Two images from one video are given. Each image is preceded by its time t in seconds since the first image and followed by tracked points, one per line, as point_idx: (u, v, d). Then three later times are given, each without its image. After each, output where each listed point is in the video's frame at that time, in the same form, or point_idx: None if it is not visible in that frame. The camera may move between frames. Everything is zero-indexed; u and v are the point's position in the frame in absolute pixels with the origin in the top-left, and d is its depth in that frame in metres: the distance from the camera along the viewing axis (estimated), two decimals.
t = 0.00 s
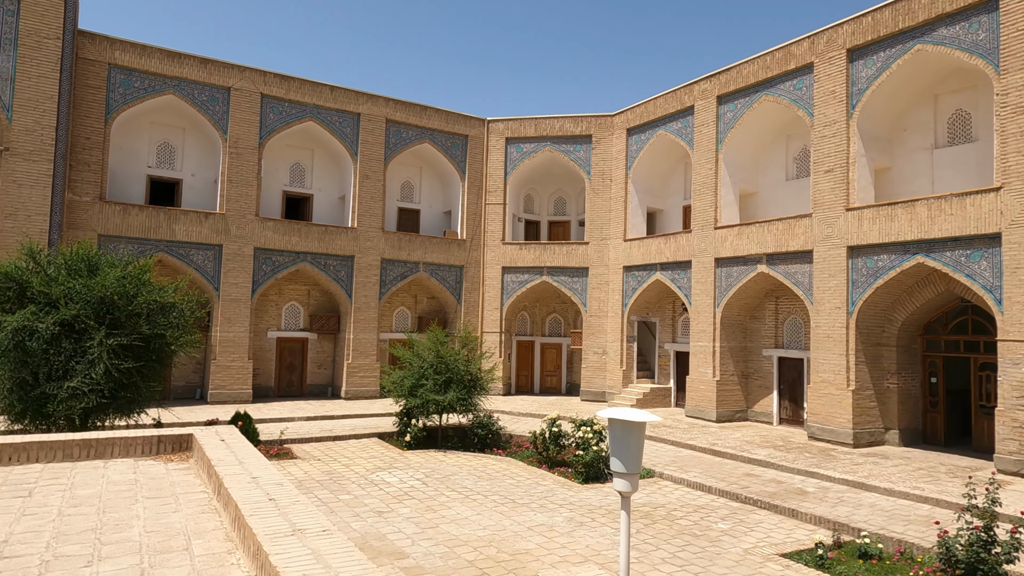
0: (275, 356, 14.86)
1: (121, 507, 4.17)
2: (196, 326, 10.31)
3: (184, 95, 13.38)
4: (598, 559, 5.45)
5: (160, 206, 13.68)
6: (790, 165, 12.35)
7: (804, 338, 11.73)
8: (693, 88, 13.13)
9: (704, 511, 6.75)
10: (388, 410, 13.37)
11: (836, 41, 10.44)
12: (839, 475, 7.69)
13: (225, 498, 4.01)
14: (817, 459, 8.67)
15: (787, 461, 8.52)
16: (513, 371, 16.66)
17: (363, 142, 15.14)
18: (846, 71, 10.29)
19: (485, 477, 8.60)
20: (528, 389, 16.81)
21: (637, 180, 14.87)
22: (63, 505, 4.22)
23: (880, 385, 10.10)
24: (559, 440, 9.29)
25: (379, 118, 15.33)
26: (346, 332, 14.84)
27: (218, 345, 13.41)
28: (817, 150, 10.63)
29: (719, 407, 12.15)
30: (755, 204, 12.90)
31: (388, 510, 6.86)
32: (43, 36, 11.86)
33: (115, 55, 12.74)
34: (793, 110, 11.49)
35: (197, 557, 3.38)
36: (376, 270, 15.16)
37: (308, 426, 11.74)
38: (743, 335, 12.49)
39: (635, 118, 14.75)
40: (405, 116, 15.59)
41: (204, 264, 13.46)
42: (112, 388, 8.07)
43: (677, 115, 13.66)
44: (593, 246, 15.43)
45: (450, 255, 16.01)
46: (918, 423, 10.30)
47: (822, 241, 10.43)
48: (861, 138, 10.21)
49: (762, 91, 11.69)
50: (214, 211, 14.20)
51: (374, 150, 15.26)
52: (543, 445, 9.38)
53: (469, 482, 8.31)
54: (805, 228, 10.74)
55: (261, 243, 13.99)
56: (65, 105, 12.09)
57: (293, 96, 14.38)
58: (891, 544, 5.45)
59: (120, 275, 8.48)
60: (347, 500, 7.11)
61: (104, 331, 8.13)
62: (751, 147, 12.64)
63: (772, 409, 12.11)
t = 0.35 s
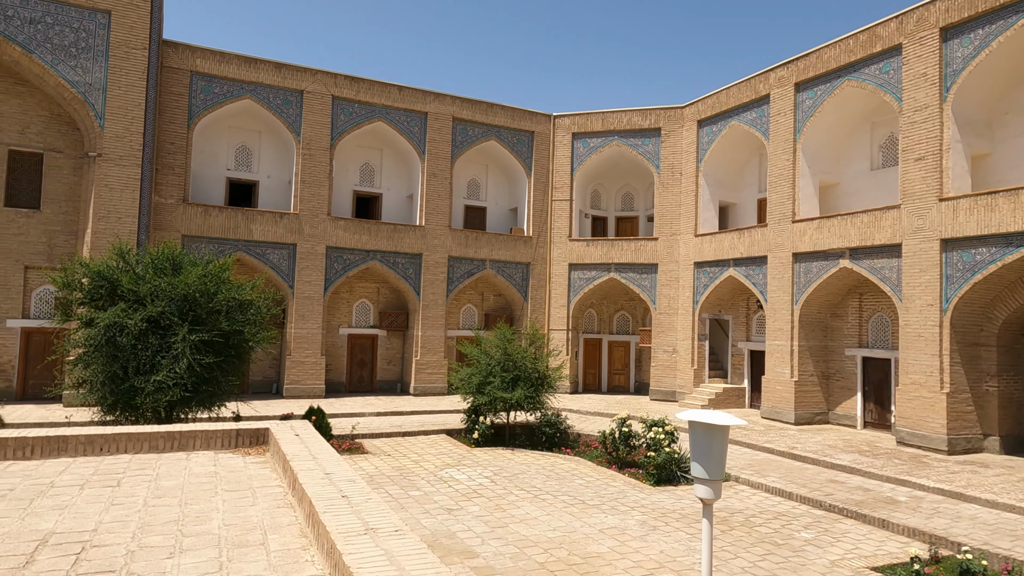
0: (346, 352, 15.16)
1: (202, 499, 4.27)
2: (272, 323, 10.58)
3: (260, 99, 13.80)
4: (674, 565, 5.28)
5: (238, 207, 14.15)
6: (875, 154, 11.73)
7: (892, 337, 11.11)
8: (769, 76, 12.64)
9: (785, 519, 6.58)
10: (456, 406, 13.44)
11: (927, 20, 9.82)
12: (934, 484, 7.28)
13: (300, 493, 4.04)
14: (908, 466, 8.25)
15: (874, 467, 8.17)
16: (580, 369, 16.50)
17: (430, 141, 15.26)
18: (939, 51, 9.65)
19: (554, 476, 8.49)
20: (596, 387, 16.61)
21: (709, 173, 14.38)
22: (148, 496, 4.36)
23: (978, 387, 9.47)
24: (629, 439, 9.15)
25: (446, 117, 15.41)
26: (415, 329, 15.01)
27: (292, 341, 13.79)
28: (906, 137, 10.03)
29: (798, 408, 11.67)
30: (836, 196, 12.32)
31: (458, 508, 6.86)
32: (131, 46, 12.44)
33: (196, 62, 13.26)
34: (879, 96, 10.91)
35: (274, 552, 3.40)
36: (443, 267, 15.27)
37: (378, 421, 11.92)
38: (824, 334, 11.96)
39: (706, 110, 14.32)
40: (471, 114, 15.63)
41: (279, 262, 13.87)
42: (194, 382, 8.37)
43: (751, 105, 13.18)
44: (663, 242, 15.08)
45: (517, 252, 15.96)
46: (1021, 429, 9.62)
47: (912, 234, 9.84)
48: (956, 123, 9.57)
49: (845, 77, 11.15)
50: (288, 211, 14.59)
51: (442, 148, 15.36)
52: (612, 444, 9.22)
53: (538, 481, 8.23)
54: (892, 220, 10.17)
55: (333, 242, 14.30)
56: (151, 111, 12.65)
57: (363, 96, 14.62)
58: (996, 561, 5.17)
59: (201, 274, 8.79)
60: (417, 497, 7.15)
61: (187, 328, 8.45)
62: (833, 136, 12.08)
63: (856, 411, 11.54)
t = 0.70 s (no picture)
0: (395, 350, 15.24)
1: (250, 498, 4.26)
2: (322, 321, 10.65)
3: (310, 100, 13.98)
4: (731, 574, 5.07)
5: (289, 207, 14.35)
6: (943, 145, 11.22)
7: (962, 338, 10.55)
8: (828, 65, 12.17)
9: (850, 528, 6.41)
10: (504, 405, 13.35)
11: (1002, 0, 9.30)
12: (1010, 494, 7.10)
13: (346, 494, 3.99)
14: (982, 475, 7.95)
15: (945, 476, 7.94)
16: (629, 369, 16.24)
17: (477, 139, 15.22)
18: (1016, 33, 9.12)
19: (603, 478, 8.30)
20: (646, 387, 16.32)
21: (764, 167, 13.94)
22: (199, 493, 4.37)
23: None
24: (681, 442, 8.81)
25: (493, 114, 15.33)
26: (462, 328, 15.00)
27: (342, 339, 13.93)
28: (979, 125, 9.51)
29: (860, 411, 11.19)
30: (902, 187, 11.89)
31: (506, 509, 6.76)
32: (187, 51, 12.75)
33: (249, 65, 13.51)
34: (948, 82, 10.40)
35: (318, 555, 3.34)
36: (490, 265, 15.20)
37: (426, 419, 11.92)
38: (889, 334, 11.48)
39: (760, 102, 13.88)
40: (518, 111, 15.52)
41: (329, 261, 14.02)
42: (247, 379, 8.47)
43: (809, 95, 12.70)
44: (715, 239, 14.69)
45: (564, 250, 15.78)
46: None
47: (985, 228, 9.34)
48: None
49: (911, 63, 10.67)
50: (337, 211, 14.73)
51: (489, 145, 15.30)
52: (664, 446, 8.94)
53: (587, 483, 8.07)
54: (963, 214, 9.68)
55: (381, 240, 14.38)
56: (206, 114, 12.93)
57: (411, 95, 14.66)
58: None
59: (253, 273, 8.92)
60: (465, 497, 7.08)
61: (239, 325, 8.56)
62: (897, 126, 11.60)
63: (923, 416, 11.01)
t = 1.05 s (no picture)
0: (410, 352, 15.19)
1: (262, 503, 4.19)
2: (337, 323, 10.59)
3: (326, 101, 13.97)
4: None
5: (306, 208, 14.35)
6: (970, 141, 10.96)
7: (990, 340, 10.32)
8: (850, 61, 11.95)
9: (876, 536, 6.23)
10: (520, 407, 13.24)
11: None
12: None
13: (359, 500, 3.91)
14: (1013, 481, 7.73)
15: (974, 482, 7.71)
16: (647, 370, 16.06)
17: (493, 139, 15.13)
18: None
19: (621, 483, 8.17)
20: (663, 389, 16.14)
21: (784, 166, 13.73)
22: (210, 498, 4.31)
23: None
24: (701, 446, 8.65)
25: (508, 114, 15.24)
26: (478, 329, 14.92)
27: (358, 340, 13.90)
28: (1008, 121, 9.28)
29: (884, 415, 10.97)
30: (927, 185, 11.63)
31: (522, 514, 6.65)
32: (204, 54, 12.79)
33: (266, 67, 13.52)
34: (975, 77, 10.17)
35: (330, 564, 3.26)
36: (506, 266, 15.11)
37: (442, 421, 11.84)
38: (914, 335, 11.24)
39: (780, 99, 13.66)
40: (534, 111, 15.41)
41: (344, 262, 14.00)
42: (262, 380, 8.44)
43: (831, 92, 12.47)
44: (734, 239, 14.48)
45: (581, 250, 15.65)
46: None
47: (1015, 227, 9.11)
48: None
49: (937, 58, 10.45)
50: (353, 212, 14.70)
51: (505, 146, 15.21)
52: (683, 450, 8.77)
53: (604, 487, 7.94)
54: (992, 212, 9.45)
55: (397, 241, 14.34)
56: (223, 116, 12.96)
57: (426, 96, 14.60)
58: None
59: (268, 274, 8.88)
60: (481, 501, 6.98)
61: (254, 327, 8.53)
62: (922, 123, 11.35)
63: (950, 420, 10.76)
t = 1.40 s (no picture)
0: (417, 352, 15.11)
1: (269, 507, 4.11)
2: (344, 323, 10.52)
3: (332, 100, 13.91)
4: None
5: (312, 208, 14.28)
6: (984, 138, 10.81)
7: (1005, 339, 10.18)
8: (862, 57, 11.82)
9: (894, 539, 6.12)
10: (528, 408, 13.14)
11: None
12: None
13: (368, 505, 3.82)
14: None
15: (992, 484, 7.59)
16: (655, 370, 15.94)
17: (499, 138, 15.04)
18: None
19: (632, 484, 8.07)
20: (672, 389, 16.01)
21: (794, 164, 13.60)
22: (217, 502, 4.23)
23: None
24: (712, 447, 8.53)
25: (515, 113, 15.15)
26: (486, 329, 14.83)
27: (365, 340, 13.83)
28: None
29: (897, 415, 10.83)
30: (939, 183, 11.48)
31: (532, 517, 6.56)
32: (210, 53, 12.74)
33: (271, 67, 13.47)
34: (990, 72, 10.02)
35: (340, 571, 3.17)
36: (513, 266, 15.02)
37: (450, 422, 11.75)
38: (927, 334, 11.11)
39: (790, 97, 13.53)
40: (541, 110, 15.31)
41: (351, 262, 13.93)
42: (269, 381, 8.36)
43: (842, 89, 12.34)
44: (743, 238, 14.35)
45: (588, 250, 15.54)
46: None
47: None
48: None
49: (950, 53, 10.31)
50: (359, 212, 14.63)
51: (511, 144, 15.11)
52: (694, 451, 8.65)
53: (615, 489, 7.83)
54: (1008, 209, 9.31)
55: (404, 241, 14.26)
56: (229, 116, 12.91)
57: (433, 95, 14.52)
58: None
59: (274, 274, 8.81)
60: (490, 504, 6.90)
61: (261, 327, 8.46)
62: (935, 119, 11.21)
63: (965, 420, 10.61)
